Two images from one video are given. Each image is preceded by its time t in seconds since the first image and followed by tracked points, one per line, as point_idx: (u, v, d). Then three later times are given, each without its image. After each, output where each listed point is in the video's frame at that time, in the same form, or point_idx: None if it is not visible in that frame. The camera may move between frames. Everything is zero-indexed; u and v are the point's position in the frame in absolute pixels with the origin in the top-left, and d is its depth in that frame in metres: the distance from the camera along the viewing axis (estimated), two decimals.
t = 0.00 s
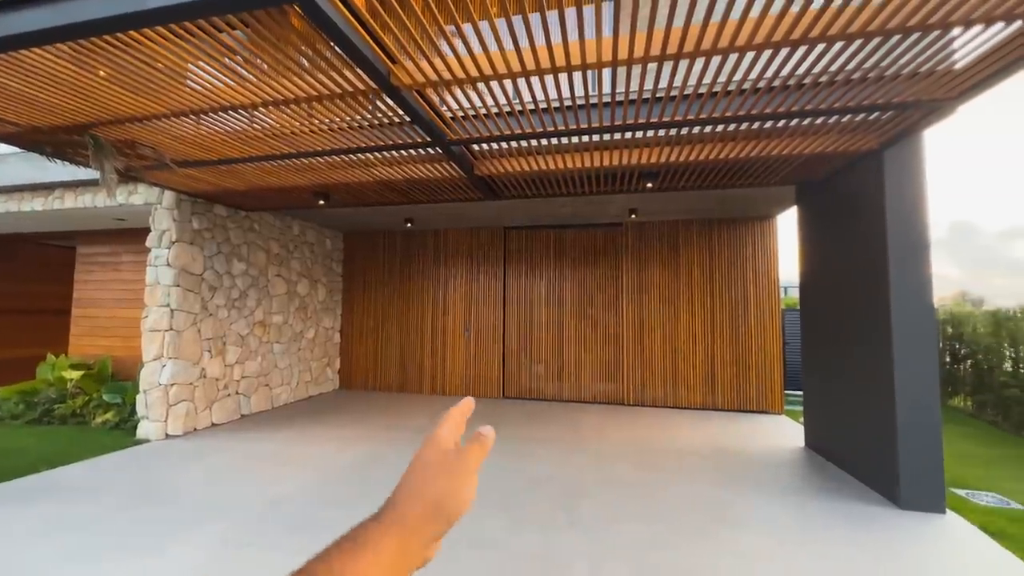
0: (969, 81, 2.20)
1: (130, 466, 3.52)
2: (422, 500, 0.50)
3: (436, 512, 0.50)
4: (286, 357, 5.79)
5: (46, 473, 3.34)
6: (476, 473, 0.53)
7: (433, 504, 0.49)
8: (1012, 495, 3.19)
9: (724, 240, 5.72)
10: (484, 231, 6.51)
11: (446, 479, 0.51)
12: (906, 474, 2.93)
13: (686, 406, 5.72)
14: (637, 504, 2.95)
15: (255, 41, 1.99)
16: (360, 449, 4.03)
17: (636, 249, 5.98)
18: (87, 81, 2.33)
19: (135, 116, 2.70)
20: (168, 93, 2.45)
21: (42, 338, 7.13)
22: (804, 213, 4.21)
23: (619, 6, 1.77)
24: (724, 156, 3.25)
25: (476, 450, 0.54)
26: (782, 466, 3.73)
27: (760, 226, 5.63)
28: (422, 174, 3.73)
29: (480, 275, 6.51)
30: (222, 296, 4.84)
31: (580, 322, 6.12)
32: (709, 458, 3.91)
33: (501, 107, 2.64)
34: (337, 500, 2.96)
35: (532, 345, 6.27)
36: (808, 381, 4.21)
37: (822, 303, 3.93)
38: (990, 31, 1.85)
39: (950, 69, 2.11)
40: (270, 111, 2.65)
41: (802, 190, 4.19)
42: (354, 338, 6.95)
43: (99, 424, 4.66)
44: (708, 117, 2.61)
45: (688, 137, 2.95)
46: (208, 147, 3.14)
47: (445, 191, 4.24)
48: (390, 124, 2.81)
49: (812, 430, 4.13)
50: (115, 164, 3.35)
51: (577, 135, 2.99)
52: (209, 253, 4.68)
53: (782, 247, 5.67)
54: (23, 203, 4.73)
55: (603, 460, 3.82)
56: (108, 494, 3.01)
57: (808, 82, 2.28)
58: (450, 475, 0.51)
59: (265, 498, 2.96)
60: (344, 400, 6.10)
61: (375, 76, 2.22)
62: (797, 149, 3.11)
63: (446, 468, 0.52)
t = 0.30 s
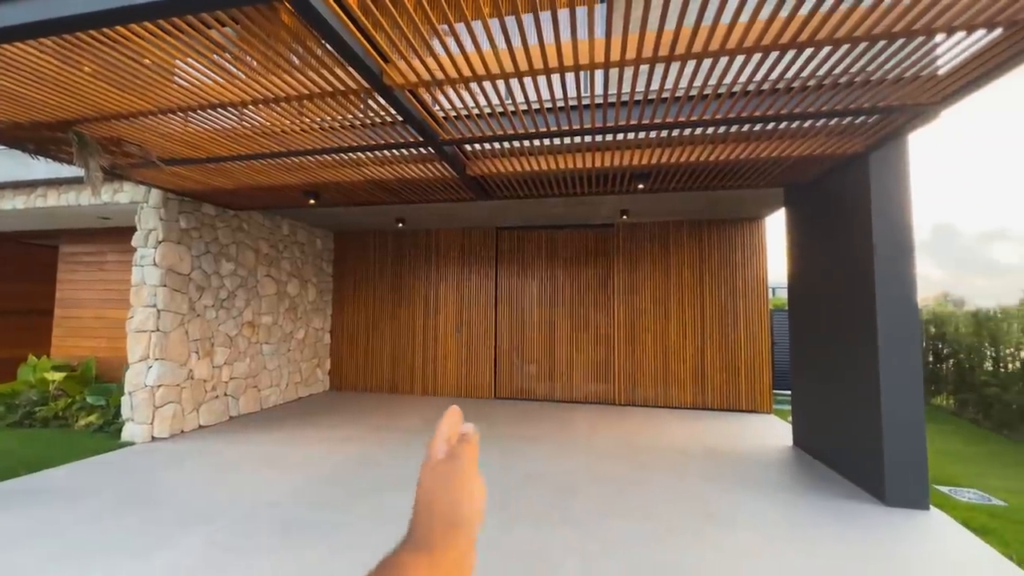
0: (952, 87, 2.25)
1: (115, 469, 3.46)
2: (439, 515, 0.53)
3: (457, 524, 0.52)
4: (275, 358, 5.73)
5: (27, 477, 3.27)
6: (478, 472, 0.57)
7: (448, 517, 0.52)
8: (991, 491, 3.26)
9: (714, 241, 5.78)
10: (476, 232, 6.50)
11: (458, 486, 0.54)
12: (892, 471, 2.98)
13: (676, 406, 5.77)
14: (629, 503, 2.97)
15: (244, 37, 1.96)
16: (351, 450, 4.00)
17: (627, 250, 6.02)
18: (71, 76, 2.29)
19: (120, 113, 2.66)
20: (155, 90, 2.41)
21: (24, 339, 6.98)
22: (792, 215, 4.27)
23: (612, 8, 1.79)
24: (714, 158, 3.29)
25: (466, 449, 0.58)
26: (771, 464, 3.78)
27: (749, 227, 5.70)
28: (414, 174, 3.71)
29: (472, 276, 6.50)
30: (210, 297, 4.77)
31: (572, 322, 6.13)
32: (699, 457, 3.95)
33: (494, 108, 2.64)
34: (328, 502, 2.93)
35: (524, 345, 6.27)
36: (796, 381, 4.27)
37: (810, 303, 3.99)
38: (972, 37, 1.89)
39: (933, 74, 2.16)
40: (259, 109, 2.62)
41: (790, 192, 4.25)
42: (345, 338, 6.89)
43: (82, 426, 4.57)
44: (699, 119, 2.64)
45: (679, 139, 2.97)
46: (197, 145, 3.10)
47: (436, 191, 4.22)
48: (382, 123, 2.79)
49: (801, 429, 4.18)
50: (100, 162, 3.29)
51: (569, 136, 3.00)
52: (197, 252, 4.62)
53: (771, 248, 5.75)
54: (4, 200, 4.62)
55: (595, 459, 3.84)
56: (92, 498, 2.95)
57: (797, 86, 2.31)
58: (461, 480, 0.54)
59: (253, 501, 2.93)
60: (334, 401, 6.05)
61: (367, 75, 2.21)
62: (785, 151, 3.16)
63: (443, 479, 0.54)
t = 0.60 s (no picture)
0: (938, 90, 2.29)
1: (103, 470, 3.41)
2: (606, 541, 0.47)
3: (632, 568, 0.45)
4: (266, 358, 5.68)
5: (12, 479, 3.21)
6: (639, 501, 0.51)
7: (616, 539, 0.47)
8: (976, 488, 3.29)
9: (705, 242, 5.83)
10: (470, 231, 6.50)
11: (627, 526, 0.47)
12: (879, 468, 3.03)
13: (668, 405, 5.81)
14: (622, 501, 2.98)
15: (235, 33, 1.94)
16: (343, 450, 3.98)
17: (619, 250, 6.05)
18: (58, 72, 2.25)
19: (110, 110, 2.62)
20: (145, 87, 2.38)
21: (8, 339, 6.85)
22: (783, 215, 4.31)
23: (607, 8, 1.80)
24: (706, 159, 3.32)
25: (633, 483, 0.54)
26: (761, 462, 3.82)
27: (740, 228, 5.75)
28: (406, 173, 3.70)
29: (465, 275, 6.49)
30: (200, 296, 4.72)
31: (564, 322, 6.16)
32: (690, 455, 3.98)
33: (488, 107, 2.63)
34: (320, 502, 2.92)
35: (517, 345, 6.28)
36: (786, 379, 4.32)
37: (800, 302, 4.03)
38: (958, 41, 1.93)
39: (920, 77, 2.20)
40: (251, 107, 2.59)
41: (781, 193, 4.29)
42: (337, 338, 6.86)
43: (69, 428, 4.51)
44: (691, 120, 2.66)
45: (672, 139, 2.99)
46: (186, 142, 3.06)
47: (429, 191, 4.21)
48: (376, 121, 2.78)
49: (790, 427, 4.23)
50: (88, 159, 3.25)
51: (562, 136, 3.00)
52: (187, 251, 4.57)
53: (761, 248, 5.81)
54: None
55: (587, 457, 3.85)
56: (80, 500, 2.91)
57: (788, 88, 2.34)
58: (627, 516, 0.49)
59: (245, 501, 2.91)
60: (326, 401, 6.02)
61: (361, 74, 2.20)
62: (776, 153, 3.19)
63: (611, 518, 0.48)
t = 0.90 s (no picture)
0: (923, 93, 2.33)
1: (91, 472, 3.37)
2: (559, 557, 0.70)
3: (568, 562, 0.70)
4: (258, 359, 5.64)
5: None
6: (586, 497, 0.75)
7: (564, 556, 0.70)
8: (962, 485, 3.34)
9: (697, 242, 5.87)
10: (463, 231, 6.49)
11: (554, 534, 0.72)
12: (867, 466, 3.07)
13: (660, 405, 5.84)
14: (614, 500, 3.00)
15: (226, 32, 1.93)
16: (335, 451, 3.96)
17: (612, 250, 6.08)
18: (45, 69, 2.22)
19: (98, 107, 2.59)
20: (134, 84, 2.36)
21: None
22: (774, 216, 4.35)
23: (598, 10, 1.81)
24: (697, 160, 3.34)
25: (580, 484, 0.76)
26: (751, 460, 3.86)
27: (732, 228, 5.80)
28: (399, 172, 3.69)
29: (459, 275, 6.49)
30: (190, 296, 4.68)
31: (557, 321, 6.17)
32: (681, 454, 4.01)
33: (481, 108, 2.64)
34: (312, 503, 2.91)
35: (510, 345, 6.29)
36: (776, 378, 4.36)
37: (790, 303, 4.08)
38: (942, 46, 1.96)
39: (907, 81, 2.24)
40: (243, 105, 2.58)
41: (772, 194, 4.33)
42: (330, 338, 6.82)
43: (56, 429, 4.46)
44: (683, 121, 2.68)
45: (664, 140, 3.01)
46: (176, 141, 3.03)
47: (422, 190, 4.20)
48: (368, 121, 2.77)
49: (781, 426, 4.28)
50: (76, 157, 3.21)
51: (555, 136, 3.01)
52: (177, 251, 4.52)
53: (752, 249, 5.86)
54: None
55: (580, 457, 3.87)
56: (68, 502, 2.88)
57: (778, 90, 2.37)
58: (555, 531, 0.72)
59: (236, 502, 2.90)
60: (319, 401, 5.99)
61: (353, 74, 2.20)
62: (766, 154, 3.23)
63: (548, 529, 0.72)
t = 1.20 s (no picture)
0: (914, 96, 2.36)
1: (80, 473, 3.32)
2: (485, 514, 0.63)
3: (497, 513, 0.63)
4: (250, 359, 5.59)
5: None
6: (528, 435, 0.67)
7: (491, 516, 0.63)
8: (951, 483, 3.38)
9: (691, 242, 5.90)
10: (458, 231, 6.47)
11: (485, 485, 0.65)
12: (858, 465, 3.10)
13: (654, 404, 5.86)
14: (609, 499, 3.00)
15: (219, 28, 1.91)
16: (328, 451, 3.94)
17: (607, 250, 6.09)
18: (32, 64, 2.18)
19: (88, 103, 2.55)
20: (124, 80, 2.32)
21: None
22: (767, 217, 4.38)
23: (595, 9, 1.80)
24: (691, 160, 3.36)
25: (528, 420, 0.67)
26: (744, 459, 3.89)
27: (725, 229, 5.83)
28: (394, 172, 3.67)
29: (454, 275, 6.47)
30: (181, 295, 4.63)
31: (552, 321, 6.18)
32: (675, 453, 4.03)
33: (477, 106, 2.63)
34: (305, 504, 2.88)
35: (504, 345, 6.28)
36: (769, 378, 4.39)
37: (783, 302, 4.11)
38: (934, 49, 1.98)
39: (898, 83, 2.26)
40: (235, 102, 2.55)
41: (765, 195, 4.36)
42: (323, 338, 6.78)
43: (43, 430, 4.39)
44: (678, 122, 2.68)
45: (659, 141, 3.02)
46: (167, 138, 2.99)
47: (417, 189, 4.18)
48: (363, 119, 2.75)
49: (773, 426, 4.31)
50: (64, 154, 3.16)
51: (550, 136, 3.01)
52: (168, 250, 4.47)
53: (745, 249, 5.89)
54: None
55: (575, 456, 3.87)
56: (56, 504, 2.83)
57: (772, 91, 2.38)
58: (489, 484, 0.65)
59: (228, 503, 2.87)
60: (312, 402, 5.95)
61: (348, 70, 2.18)
62: (759, 155, 3.24)
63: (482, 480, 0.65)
